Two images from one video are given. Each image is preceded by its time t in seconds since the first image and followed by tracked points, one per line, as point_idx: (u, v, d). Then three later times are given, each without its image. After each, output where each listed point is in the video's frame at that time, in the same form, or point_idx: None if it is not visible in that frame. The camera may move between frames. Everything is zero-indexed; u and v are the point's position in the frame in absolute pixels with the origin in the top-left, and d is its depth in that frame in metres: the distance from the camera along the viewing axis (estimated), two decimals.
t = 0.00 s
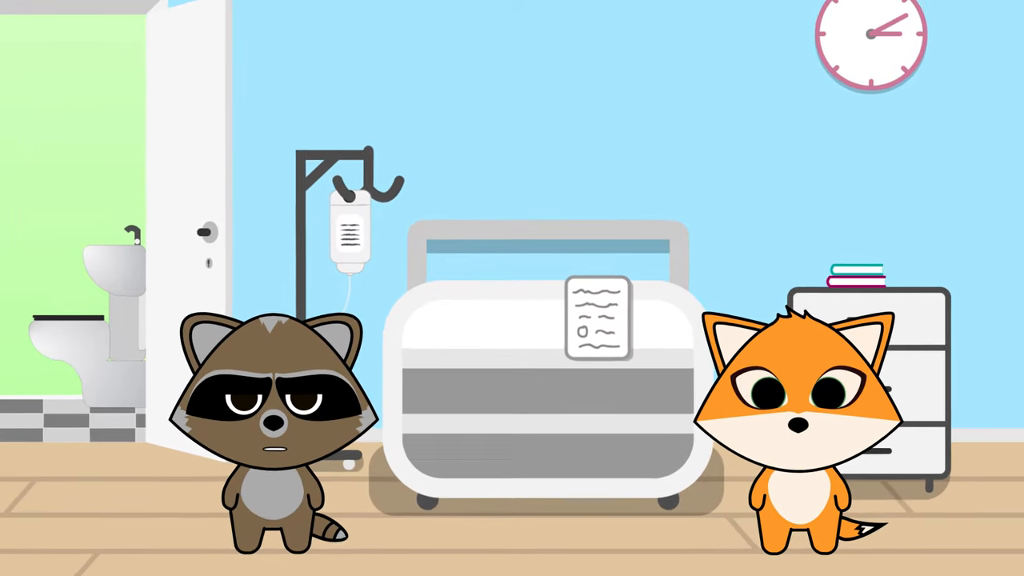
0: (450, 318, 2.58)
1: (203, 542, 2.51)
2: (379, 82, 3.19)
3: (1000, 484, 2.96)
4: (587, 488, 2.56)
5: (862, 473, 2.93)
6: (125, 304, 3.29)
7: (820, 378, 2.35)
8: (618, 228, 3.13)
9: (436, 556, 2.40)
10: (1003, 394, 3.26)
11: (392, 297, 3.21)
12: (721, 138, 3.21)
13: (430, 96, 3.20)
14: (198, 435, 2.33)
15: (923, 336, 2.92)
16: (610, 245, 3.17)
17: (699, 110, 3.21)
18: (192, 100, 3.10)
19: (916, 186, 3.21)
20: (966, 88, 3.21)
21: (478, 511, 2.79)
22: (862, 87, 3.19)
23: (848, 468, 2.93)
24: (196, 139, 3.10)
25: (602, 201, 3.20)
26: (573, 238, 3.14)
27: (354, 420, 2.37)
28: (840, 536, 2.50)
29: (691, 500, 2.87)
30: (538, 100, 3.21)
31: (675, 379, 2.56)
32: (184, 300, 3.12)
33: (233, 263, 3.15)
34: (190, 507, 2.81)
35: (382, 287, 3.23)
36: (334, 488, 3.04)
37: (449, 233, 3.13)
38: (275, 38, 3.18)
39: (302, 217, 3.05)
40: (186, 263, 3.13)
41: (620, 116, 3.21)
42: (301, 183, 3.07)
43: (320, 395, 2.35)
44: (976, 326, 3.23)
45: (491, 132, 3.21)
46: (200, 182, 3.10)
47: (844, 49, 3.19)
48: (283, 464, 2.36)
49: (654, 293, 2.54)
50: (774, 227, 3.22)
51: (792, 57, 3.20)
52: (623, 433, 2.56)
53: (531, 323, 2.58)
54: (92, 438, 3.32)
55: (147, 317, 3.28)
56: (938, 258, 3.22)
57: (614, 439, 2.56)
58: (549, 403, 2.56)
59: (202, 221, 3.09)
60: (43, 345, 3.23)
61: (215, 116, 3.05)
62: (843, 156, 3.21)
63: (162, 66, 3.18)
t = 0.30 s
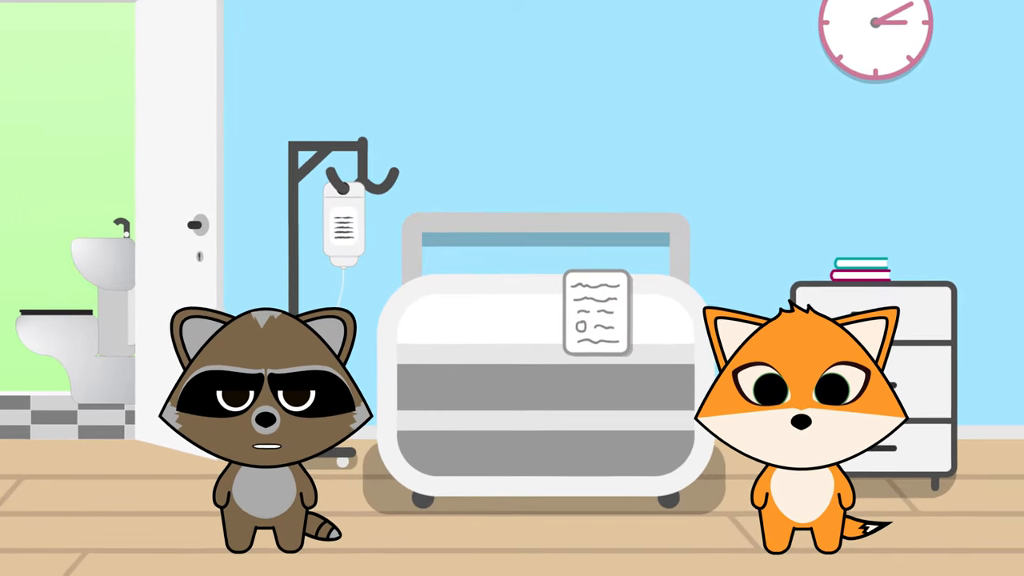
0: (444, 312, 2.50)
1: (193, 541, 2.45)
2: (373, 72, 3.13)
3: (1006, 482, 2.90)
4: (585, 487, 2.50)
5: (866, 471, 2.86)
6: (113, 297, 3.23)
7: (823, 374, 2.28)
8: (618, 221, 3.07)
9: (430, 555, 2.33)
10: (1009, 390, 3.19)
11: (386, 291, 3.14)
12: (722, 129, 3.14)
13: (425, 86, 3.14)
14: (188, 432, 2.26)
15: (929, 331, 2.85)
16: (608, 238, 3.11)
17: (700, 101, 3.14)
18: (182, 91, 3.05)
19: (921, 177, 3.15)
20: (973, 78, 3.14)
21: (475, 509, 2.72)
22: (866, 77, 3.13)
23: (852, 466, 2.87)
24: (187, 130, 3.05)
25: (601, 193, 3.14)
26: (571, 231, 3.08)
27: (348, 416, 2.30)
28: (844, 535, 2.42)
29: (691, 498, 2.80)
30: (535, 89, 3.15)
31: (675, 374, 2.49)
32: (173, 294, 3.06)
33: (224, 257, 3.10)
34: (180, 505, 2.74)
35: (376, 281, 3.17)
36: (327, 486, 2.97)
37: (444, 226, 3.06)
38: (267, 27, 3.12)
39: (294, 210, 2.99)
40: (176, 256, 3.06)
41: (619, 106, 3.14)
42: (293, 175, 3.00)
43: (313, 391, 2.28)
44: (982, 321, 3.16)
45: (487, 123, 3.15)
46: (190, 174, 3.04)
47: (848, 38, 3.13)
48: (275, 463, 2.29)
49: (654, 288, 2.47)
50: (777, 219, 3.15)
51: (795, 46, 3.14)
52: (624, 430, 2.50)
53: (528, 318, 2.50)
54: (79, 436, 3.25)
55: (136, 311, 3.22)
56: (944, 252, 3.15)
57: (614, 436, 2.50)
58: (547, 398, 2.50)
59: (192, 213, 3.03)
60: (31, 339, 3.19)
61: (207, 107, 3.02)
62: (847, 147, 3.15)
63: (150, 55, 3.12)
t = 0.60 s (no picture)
0: (439, 307, 2.43)
1: (183, 540, 2.38)
2: (367, 62, 3.07)
3: (1014, 481, 2.83)
4: (585, 484, 2.43)
5: (870, 469, 2.78)
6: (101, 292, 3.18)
7: (827, 370, 2.22)
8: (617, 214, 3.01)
9: (424, 555, 2.27)
10: (1016, 387, 3.13)
11: (380, 286, 3.08)
12: (724, 120, 3.08)
13: (421, 76, 3.08)
14: (179, 429, 2.20)
15: (935, 326, 2.78)
16: (607, 231, 3.05)
17: (700, 91, 3.08)
18: (173, 81, 3.00)
19: (926, 169, 3.08)
20: (979, 68, 3.08)
21: (471, 507, 2.66)
22: (871, 67, 3.07)
23: (857, 463, 2.79)
24: (178, 122, 3.00)
25: (600, 185, 3.07)
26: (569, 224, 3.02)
27: (342, 413, 2.24)
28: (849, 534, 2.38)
29: (693, 496, 2.74)
30: (533, 80, 3.08)
31: (675, 370, 2.43)
32: (164, 288, 3.00)
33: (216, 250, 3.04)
34: (170, 504, 2.68)
35: (370, 275, 3.11)
36: (320, 484, 2.91)
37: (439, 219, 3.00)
38: (259, 16, 3.06)
39: (287, 202, 2.93)
40: (166, 250, 3.00)
41: (618, 97, 3.08)
42: (285, 167, 2.94)
43: (306, 388, 2.22)
44: (988, 316, 3.10)
45: (483, 114, 3.08)
46: (181, 167, 2.98)
47: (852, 27, 3.07)
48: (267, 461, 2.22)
49: (655, 282, 2.39)
50: (779, 213, 3.09)
51: (798, 36, 3.08)
52: (624, 427, 2.43)
53: (525, 313, 2.44)
54: (68, 432, 3.22)
55: (125, 306, 3.16)
56: (949, 245, 3.09)
57: (614, 433, 2.44)
58: (544, 394, 2.44)
59: (183, 206, 2.98)
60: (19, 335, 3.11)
61: (198, 99, 2.97)
62: (851, 138, 3.08)
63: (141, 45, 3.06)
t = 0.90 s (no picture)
0: (434, 302, 2.37)
1: (173, 539, 2.32)
2: (362, 52, 3.01)
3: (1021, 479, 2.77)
4: (585, 483, 2.37)
5: (873, 467, 2.71)
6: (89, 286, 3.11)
7: (830, 366, 2.16)
8: (616, 207, 2.95)
9: (419, 555, 2.20)
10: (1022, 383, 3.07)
11: (375, 281, 3.03)
12: (725, 111, 3.02)
13: (416, 66, 3.02)
14: (169, 427, 2.13)
15: (941, 321, 2.71)
16: (606, 225, 2.99)
17: (701, 81, 3.02)
18: (164, 71, 2.94)
19: (931, 161, 3.03)
20: (985, 58, 3.02)
21: (468, 506, 2.60)
22: (875, 57, 3.01)
23: (860, 461, 2.72)
24: (169, 112, 2.94)
25: (599, 177, 3.02)
26: (567, 217, 2.96)
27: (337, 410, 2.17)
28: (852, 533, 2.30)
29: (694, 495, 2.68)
30: (531, 70, 3.03)
31: (676, 365, 2.37)
32: (155, 282, 2.94)
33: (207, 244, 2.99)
34: (160, 502, 2.62)
35: (364, 270, 3.05)
36: (313, 482, 2.85)
37: (435, 212, 2.94)
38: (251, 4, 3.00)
39: (279, 194, 2.87)
40: (158, 243, 2.95)
41: (618, 88, 3.02)
42: (279, 158, 2.88)
43: (299, 384, 2.15)
44: (994, 310, 3.04)
45: (480, 105, 3.03)
46: (172, 158, 2.93)
47: (856, 16, 3.01)
48: (260, 459, 2.16)
49: (654, 276, 2.33)
50: (781, 206, 3.03)
51: (801, 25, 3.02)
52: (624, 424, 2.37)
53: (521, 308, 2.37)
54: (57, 429, 3.17)
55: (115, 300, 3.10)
56: (955, 239, 3.03)
57: (614, 429, 2.38)
58: (542, 389, 2.38)
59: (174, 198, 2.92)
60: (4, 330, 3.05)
61: (189, 89, 2.91)
62: (854, 130, 3.03)
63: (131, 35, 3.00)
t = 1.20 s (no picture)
0: (430, 298, 2.31)
1: (163, 538, 2.26)
2: (357, 42, 2.96)
3: None
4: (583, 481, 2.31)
5: (878, 466, 2.65)
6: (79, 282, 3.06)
7: (833, 362, 2.10)
8: (616, 200, 2.89)
9: (413, 555, 2.15)
10: None
11: (369, 275, 2.97)
12: (727, 102, 2.97)
13: (412, 57, 2.96)
14: (159, 425, 2.07)
15: (947, 317, 2.64)
16: (605, 218, 2.93)
17: (702, 72, 2.97)
18: (155, 61, 2.88)
19: (936, 154, 2.97)
20: (992, 48, 2.96)
21: (465, 504, 2.54)
22: (880, 47, 2.96)
23: (864, 459, 2.66)
24: (161, 103, 2.88)
25: (598, 170, 2.96)
26: (565, 210, 2.90)
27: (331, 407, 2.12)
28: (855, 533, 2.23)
29: (695, 494, 2.63)
30: (529, 61, 2.97)
31: (676, 362, 2.31)
32: (145, 277, 2.88)
33: (198, 238, 2.93)
34: (150, 500, 2.56)
35: (358, 264, 2.99)
36: (307, 480, 2.79)
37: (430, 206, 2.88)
38: None
39: (272, 187, 2.81)
40: (149, 237, 2.89)
41: (617, 78, 2.97)
42: (272, 151, 2.82)
43: (293, 380, 2.09)
44: (1001, 305, 2.98)
45: (477, 96, 2.97)
46: (164, 151, 2.87)
47: (860, 5, 2.95)
48: (253, 457, 2.10)
49: (654, 271, 2.27)
50: (784, 199, 2.98)
51: (804, 15, 2.96)
52: (625, 421, 2.32)
53: (518, 303, 2.30)
54: (46, 427, 3.11)
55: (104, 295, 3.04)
56: (960, 233, 2.97)
57: (614, 427, 2.32)
58: (540, 386, 2.32)
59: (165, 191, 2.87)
60: None
61: (181, 80, 2.86)
62: (858, 121, 2.97)
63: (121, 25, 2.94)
